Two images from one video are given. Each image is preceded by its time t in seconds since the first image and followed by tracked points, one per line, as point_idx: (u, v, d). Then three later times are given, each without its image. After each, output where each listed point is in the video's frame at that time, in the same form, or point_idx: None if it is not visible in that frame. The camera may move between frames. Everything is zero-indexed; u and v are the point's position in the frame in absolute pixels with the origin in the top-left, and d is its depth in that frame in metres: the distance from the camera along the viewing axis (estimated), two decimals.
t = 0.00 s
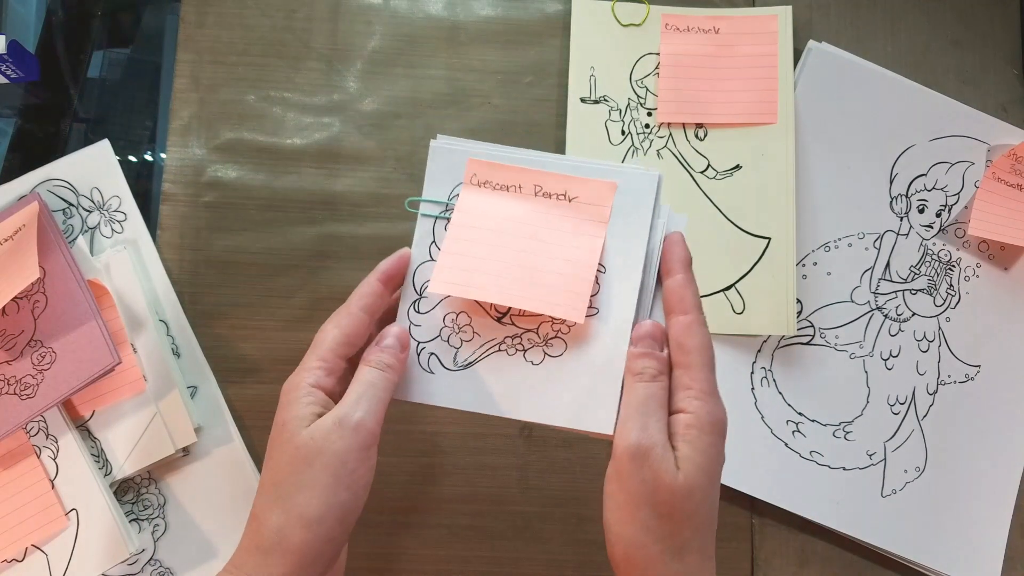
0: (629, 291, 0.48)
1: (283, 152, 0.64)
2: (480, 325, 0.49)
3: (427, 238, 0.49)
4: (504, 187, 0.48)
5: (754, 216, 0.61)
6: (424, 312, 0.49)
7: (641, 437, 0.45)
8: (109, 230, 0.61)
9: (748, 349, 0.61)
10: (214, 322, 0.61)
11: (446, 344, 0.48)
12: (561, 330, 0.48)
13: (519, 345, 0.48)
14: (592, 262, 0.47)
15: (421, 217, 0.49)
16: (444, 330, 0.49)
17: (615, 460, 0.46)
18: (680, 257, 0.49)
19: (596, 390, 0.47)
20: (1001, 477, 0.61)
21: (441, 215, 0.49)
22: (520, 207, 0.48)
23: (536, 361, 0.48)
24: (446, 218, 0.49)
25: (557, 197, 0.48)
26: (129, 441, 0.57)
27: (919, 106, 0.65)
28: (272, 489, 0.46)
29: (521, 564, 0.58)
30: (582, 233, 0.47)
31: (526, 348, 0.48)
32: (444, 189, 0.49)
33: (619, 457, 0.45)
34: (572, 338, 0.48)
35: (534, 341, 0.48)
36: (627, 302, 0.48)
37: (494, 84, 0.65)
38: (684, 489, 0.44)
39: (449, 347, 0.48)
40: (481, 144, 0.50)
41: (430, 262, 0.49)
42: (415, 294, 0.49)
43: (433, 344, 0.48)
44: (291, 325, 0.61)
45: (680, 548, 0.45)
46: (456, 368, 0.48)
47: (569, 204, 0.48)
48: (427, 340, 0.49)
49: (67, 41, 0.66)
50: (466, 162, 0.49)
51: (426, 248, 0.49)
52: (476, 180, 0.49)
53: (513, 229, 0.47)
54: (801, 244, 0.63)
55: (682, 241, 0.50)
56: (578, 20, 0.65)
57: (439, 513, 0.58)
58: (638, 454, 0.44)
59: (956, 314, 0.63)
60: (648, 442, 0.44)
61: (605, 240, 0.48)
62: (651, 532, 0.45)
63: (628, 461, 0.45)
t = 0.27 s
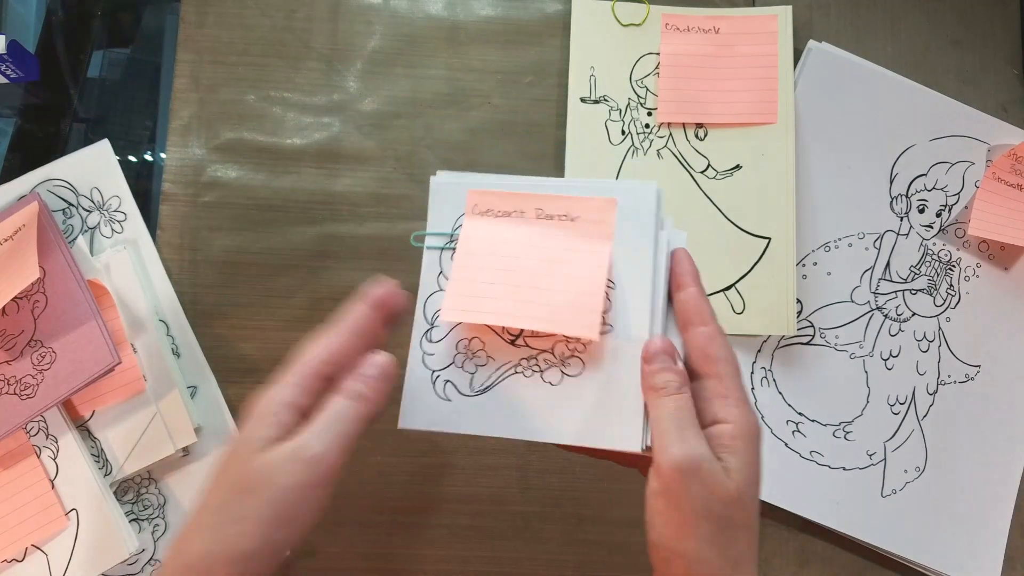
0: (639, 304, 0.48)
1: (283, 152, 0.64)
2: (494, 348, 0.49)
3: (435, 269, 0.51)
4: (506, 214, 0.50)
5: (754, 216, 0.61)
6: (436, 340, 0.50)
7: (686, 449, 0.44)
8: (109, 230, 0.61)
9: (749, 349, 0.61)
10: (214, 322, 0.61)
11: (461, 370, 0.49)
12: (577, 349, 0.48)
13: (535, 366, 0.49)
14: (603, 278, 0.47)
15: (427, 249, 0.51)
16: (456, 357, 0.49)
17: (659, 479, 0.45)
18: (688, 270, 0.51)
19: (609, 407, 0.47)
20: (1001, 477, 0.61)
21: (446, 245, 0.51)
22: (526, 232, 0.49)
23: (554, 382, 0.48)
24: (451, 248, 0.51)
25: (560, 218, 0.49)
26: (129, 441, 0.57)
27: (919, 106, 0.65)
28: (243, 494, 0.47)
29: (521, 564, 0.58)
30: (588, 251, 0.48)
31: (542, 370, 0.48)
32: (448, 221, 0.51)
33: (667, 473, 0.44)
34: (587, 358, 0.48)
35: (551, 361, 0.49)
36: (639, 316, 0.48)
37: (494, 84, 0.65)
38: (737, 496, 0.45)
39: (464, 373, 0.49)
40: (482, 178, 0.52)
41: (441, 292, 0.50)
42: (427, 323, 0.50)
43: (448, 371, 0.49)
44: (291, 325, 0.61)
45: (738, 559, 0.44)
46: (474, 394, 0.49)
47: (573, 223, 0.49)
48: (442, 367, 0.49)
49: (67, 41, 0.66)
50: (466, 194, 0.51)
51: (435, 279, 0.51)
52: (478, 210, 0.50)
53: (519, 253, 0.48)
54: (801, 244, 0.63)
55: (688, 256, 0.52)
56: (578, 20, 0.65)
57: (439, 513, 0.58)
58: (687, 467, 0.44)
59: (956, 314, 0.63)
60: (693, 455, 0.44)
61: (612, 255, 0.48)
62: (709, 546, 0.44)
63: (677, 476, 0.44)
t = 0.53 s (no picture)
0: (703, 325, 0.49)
1: (284, 153, 0.64)
2: (552, 361, 0.50)
3: (495, 275, 0.51)
4: (573, 223, 0.49)
5: (754, 216, 0.61)
6: (494, 348, 0.50)
7: (747, 463, 0.44)
8: (109, 230, 0.61)
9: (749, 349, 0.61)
10: (215, 322, 0.61)
11: (518, 381, 0.50)
12: (635, 368, 0.49)
13: (592, 383, 0.49)
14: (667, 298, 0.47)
15: (489, 254, 0.51)
16: (514, 366, 0.50)
17: (719, 490, 0.45)
18: (778, 282, 0.49)
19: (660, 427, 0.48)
20: (1001, 476, 0.61)
21: (508, 251, 0.51)
22: (590, 244, 0.49)
23: (611, 401, 0.49)
24: (514, 254, 0.51)
25: (625, 233, 0.49)
26: (129, 441, 0.57)
27: (920, 107, 0.65)
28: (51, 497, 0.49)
29: (521, 563, 0.58)
30: (654, 269, 0.48)
31: (599, 387, 0.49)
32: (510, 227, 0.51)
33: (725, 485, 0.45)
34: (646, 377, 0.49)
35: (608, 379, 0.49)
36: (699, 336, 0.49)
37: (494, 84, 0.65)
38: (799, 513, 0.45)
39: (519, 385, 0.50)
40: (547, 184, 0.52)
41: (500, 299, 0.51)
42: (487, 331, 0.51)
43: (504, 381, 0.50)
44: (291, 325, 0.61)
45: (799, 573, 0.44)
46: (529, 406, 0.49)
47: (638, 239, 0.49)
48: (498, 377, 0.50)
49: (67, 41, 0.66)
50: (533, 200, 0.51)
51: (495, 284, 0.51)
52: (543, 218, 0.50)
53: (583, 266, 0.48)
54: (801, 244, 0.63)
55: (775, 265, 0.49)
56: (578, 20, 0.65)
57: (439, 512, 0.58)
58: (746, 481, 0.44)
59: (956, 314, 0.63)
60: (755, 469, 0.44)
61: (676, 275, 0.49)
62: (769, 560, 0.44)
63: (736, 489, 0.44)
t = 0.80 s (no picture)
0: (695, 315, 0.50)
1: (284, 153, 0.64)
2: (540, 346, 0.50)
3: (485, 258, 0.52)
4: (567, 210, 0.50)
5: (754, 216, 0.61)
6: (482, 332, 0.51)
7: (739, 450, 0.44)
8: (109, 230, 0.61)
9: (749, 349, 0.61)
10: (214, 323, 0.61)
11: (507, 365, 0.50)
12: (627, 355, 0.50)
13: (583, 370, 0.50)
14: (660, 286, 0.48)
15: (479, 238, 0.52)
16: (503, 352, 0.50)
17: (711, 478, 0.45)
18: (750, 275, 0.49)
19: (653, 413, 0.48)
20: (1001, 476, 0.61)
21: (499, 236, 0.51)
22: (583, 230, 0.49)
23: (602, 386, 0.49)
24: (505, 239, 0.51)
25: (618, 221, 0.50)
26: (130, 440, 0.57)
27: (920, 106, 0.65)
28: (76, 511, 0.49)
29: (521, 563, 0.58)
30: (647, 258, 0.49)
31: (590, 373, 0.50)
32: (502, 212, 0.52)
33: (719, 472, 0.45)
34: (637, 364, 0.50)
35: (599, 366, 0.50)
36: (691, 325, 0.50)
37: (494, 84, 0.65)
38: (791, 499, 0.45)
39: (508, 370, 0.50)
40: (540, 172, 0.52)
41: (490, 283, 0.51)
42: (475, 315, 0.51)
43: (492, 365, 0.50)
44: (291, 325, 0.61)
45: (795, 560, 0.44)
46: (517, 391, 0.49)
47: (631, 227, 0.50)
48: (486, 361, 0.50)
49: (67, 41, 0.66)
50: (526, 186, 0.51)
51: (484, 268, 0.51)
52: (536, 204, 0.50)
53: (576, 252, 0.49)
54: (801, 244, 0.63)
55: (748, 259, 0.50)
56: (578, 20, 0.65)
57: (439, 512, 0.58)
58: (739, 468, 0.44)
59: (956, 314, 0.63)
60: (748, 456, 0.44)
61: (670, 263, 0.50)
62: (763, 547, 0.44)
63: (730, 475, 0.44)
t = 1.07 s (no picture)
0: (669, 312, 0.49)
1: (284, 153, 0.64)
2: (520, 344, 0.49)
3: (463, 258, 0.51)
4: (542, 209, 0.49)
5: (754, 217, 0.61)
6: (462, 331, 0.50)
7: (711, 442, 0.46)
8: (109, 230, 0.61)
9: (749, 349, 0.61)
10: (214, 323, 0.61)
11: (486, 364, 0.49)
12: (604, 352, 0.49)
13: (560, 366, 0.49)
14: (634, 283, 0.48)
15: (458, 238, 0.50)
16: (483, 350, 0.49)
17: (685, 467, 0.46)
18: (723, 270, 0.50)
19: (629, 408, 0.48)
20: (1000, 476, 0.61)
21: (478, 235, 0.50)
22: (559, 230, 0.49)
23: (579, 383, 0.49)
24: (484, 238, 0.50)
25: (594, 220, 0.49)
26: (130, 440, 0.57)
27: (919, 106, 0.65)
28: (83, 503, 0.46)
29: (521, 563, 0.58)
30: (621, 255, 0.48)
31: (568, 370, 0.49)
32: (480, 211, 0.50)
33: (693, 464, 0.46)
34: (614, 360, 0.49)
35: (576, 362, 0.49)
36: (666, 322, 0.49)
37: (494, 84, 0.65)
38: (762, 488, 0.46)
39: (489, 368, 0.49)
40: (516, 168, 0.51)
41: (470, 282, 0.50)
42: (454, 315, 0.50)
43: (473, 363, 0.49)
44: (291, 325, 0.61)
45: (765, 546, 0.46)
46: (497, 389, 0.49)
47: (607, 226, 0.49)
48: (466, 360, 0.49)
49: (67, 41, 0.66)
50: (502, 185, 0.50)
51: (463, 268, 0.50)
52: (513, 203, 0.49)
53: (552, 251, 0.48)
54: (801, 244, 0.63)
55: (721, 254, 0.50)
56: (578, 20, 0.65)
57: (440, 512, 0.58)
58: (711, 459, 0.45)
59: (956, 314, 0.63)
60: (720, 447, 0.46)
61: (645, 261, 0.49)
62: (736, 534, 0.46)
63: (704, 468, 0.46)
